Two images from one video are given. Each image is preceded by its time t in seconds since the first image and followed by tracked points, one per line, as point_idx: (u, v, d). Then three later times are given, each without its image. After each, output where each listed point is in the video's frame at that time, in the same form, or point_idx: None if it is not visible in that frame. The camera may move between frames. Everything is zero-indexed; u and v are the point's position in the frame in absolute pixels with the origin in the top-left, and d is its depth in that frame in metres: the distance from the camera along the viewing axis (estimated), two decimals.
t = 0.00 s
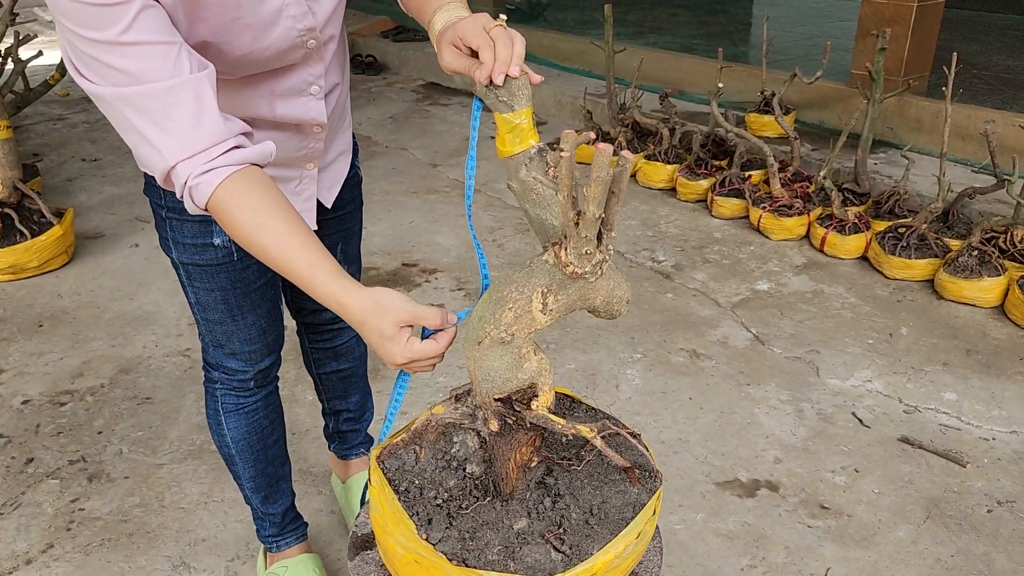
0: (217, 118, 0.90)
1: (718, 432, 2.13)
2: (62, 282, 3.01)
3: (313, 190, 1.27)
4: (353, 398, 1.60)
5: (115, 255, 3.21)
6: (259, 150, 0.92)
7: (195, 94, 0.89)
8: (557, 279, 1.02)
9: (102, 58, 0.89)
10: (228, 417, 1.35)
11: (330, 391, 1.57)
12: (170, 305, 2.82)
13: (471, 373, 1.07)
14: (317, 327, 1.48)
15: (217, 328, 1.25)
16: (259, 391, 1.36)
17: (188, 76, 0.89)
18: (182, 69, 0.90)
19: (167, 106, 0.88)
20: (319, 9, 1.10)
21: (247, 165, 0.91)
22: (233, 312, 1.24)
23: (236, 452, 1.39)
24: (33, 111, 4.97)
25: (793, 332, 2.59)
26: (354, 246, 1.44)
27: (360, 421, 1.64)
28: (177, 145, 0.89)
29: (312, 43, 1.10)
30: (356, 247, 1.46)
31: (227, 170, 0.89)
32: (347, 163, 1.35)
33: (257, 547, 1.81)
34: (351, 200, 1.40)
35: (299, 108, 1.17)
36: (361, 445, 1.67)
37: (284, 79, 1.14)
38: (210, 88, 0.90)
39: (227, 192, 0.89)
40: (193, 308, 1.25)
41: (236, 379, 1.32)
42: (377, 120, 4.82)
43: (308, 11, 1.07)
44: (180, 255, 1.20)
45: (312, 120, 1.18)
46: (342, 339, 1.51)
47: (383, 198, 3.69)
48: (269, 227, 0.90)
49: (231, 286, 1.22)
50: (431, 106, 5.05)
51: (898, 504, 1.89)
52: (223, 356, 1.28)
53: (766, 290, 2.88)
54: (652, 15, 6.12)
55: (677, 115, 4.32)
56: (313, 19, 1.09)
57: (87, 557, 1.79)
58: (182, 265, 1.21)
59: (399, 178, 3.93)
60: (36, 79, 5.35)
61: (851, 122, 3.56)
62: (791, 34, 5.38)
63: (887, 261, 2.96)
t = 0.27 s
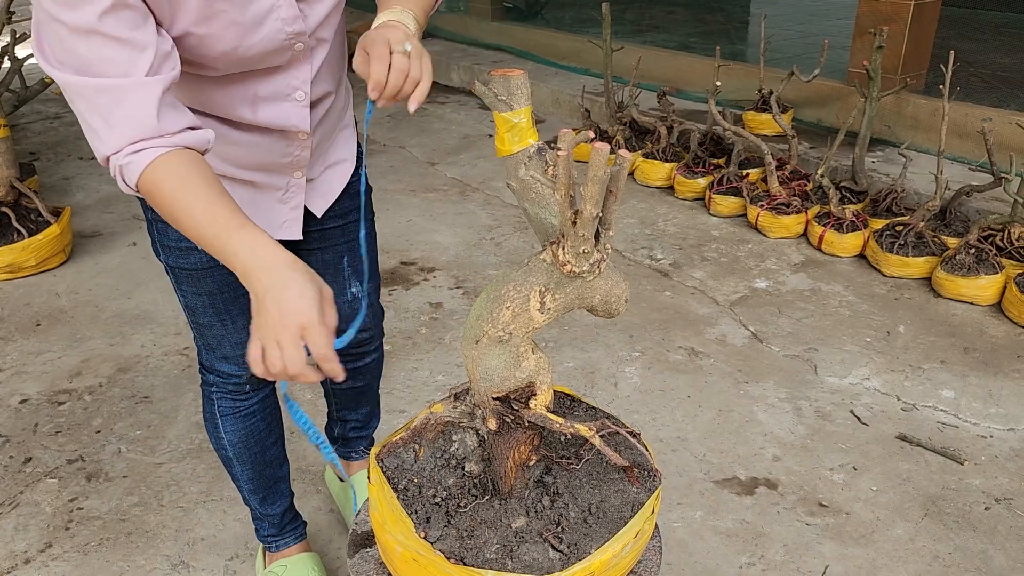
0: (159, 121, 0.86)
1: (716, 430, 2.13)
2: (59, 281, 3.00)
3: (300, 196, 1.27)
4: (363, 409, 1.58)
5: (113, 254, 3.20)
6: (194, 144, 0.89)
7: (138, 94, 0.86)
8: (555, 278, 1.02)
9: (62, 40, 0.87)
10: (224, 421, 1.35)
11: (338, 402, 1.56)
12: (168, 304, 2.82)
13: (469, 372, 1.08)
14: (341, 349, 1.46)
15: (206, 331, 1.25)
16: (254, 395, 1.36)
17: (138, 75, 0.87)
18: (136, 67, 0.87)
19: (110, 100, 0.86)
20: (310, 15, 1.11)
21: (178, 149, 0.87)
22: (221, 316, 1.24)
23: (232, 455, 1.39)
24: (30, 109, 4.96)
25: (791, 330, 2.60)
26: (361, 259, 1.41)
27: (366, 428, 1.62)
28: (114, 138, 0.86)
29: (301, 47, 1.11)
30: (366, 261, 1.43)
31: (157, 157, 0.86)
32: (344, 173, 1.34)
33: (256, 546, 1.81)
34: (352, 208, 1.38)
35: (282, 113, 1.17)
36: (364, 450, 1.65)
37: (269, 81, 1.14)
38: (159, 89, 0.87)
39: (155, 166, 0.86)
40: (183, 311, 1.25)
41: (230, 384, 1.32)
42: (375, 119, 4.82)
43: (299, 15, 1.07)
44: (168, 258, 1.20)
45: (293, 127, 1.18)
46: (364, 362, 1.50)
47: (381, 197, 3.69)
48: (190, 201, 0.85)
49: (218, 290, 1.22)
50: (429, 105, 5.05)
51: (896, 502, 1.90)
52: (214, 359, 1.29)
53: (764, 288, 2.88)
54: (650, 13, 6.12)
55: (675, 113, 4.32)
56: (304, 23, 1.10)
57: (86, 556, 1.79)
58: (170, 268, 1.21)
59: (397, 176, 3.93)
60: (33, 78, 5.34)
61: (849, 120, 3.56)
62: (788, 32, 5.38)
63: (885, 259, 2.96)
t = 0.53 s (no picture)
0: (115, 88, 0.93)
1: (716, 428, 2.13)
2: (58, 280, 3.00)
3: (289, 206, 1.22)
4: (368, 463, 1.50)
5: (111, 252, 3.20)
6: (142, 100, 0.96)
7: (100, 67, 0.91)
8: (556, 275, 1.02)
9: None
10: (223, 423, 1.35)
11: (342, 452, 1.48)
12: (167, 302, 2.81)
13: (471, 369, 1.08)
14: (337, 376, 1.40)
15: (198, 333, 1.25)
16: (253, 398, 1.36)
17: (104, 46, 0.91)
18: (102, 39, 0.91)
19: (69, 59, 0.91)
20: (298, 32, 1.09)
21: (131, 100, 0.94)
22: (211, 319, 1.23)
23: (231, 457, 1.39)
24: (28, 108, 4.95)
25: (790, 327, 2.60)
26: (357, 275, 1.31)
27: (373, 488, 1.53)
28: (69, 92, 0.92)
29: (282, 63, 1.09)
30: (364, 280, 1.33)
31: (114, 109, 0.93)
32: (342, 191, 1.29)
33: (257, 544, 1.81)
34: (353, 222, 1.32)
35: (263, 122, 1.14)
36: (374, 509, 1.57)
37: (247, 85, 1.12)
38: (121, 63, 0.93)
39: (113, 118, 0.93)
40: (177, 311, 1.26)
41: (226, 387, 1.31)
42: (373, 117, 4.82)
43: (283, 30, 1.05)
44: (159, 258, 1.20)
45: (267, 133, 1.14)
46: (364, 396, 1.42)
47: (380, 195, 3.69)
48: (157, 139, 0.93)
49: (206, 294, 1.21)
50: (427, 103, 5.04)
51: (896, 499, 1.90)
52: (210, 362, 1.28)
53: (764, 286, 2.89)
54: (648, 11, 6.12)
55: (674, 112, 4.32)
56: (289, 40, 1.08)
57: (86, 554, 1.79)
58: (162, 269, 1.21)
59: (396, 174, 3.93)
60: (31, 76, 5.33)
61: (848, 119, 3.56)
62: (786, 30, 5.38)
63: (883, 257, 2.97)
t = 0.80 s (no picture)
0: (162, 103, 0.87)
1: (716, 425, 2.14)
2: (57, 279, 3.00)
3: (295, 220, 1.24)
4: (363, 466, 1.50)
5: (111, 251, 3.19)
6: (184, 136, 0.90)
7: (150, 75, 0.86)
8: (560, 271, 1.02)
9: None
10: (246, 444, 1.34)
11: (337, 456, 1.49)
12: (167, 300, 2.81)
13: (475, 365, 1.07)
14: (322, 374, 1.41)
15: (229, 343, 1.23)
16: (281, 420, 1.35)
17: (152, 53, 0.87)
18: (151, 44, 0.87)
19: (113, 66, 0.85)
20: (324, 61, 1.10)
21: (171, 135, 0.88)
22: (242, 323, 1.21)
23: (252, 474, 1.38)
24: (27, 106, 4.94)
25: (791, 325, 2.60)
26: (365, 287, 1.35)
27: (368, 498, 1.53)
28: (110, 106, 0.86)
29: (303, 87, 1.10)
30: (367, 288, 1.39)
31: (155, 138, 0.87)
32: (352, 207, 1.29)
33: (258, 542, 1.82)
34: (362, 238, 1.36)
35: (278, 140, 1.15)
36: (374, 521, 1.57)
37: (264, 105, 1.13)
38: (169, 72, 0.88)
39: (147, 152, 0.86)
40: (204, 320, 1.23)
41: (258, 405, 1.30)
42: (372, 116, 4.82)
43: (310, 59, 1.07)
44: (182, 265, 1.18)
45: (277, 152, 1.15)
46: (351, 391, 1.43)
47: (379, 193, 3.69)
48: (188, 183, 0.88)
49: (235, 294, 1.19)
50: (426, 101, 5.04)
51: (896, 496, 1.91)
52: (242, 377, 1.26)
53: (764, 284, 2.89)
54: (647, 9, 6.12)
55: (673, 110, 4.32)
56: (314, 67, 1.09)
57: (87, 552, 1.79)
58: (185, 275, 1.19)
59: (395, 173, 3.93)
60: (29, 74, 5.32)
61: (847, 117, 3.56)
62: (786, 28, 5.39)
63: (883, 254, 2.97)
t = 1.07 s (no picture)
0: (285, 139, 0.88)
1: (717, 423, 2.14)
2: (58, 277, 2.99)
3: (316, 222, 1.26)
4: (366, 463, 1.50)
5: (111, 249, 3.19)
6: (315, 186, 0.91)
7: (268, 105, 0.87)
8: (564, 268, 1.01)
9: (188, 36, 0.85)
10: (273, 446, 1.33)
11: (341, 453, 1.49)
12: (168, 299, 2.81)
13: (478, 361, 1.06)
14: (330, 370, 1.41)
15: (265, 342, 1.22)
16: (310, 422, 1.33)
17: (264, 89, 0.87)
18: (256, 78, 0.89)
19: (237, 104, 0.85)
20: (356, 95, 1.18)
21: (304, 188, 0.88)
22: (276, 320, 1.21)
23: (272, 475, 1.37)
24: (26, 105, 4.94)
25: (791, 323, 2.61)
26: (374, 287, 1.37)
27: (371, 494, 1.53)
28: (248, 149, 0.85)
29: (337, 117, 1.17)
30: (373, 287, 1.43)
31: (292, 188, 0.86)
32: (369, 202, 1.32)
33: (260, 540, 1.82)
34: (373, 237, 1.37)
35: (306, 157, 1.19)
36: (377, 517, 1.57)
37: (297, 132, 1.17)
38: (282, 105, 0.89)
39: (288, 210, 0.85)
40: (236, 324, 1.23)
41: (292, 407, 1.28)
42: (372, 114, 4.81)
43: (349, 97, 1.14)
44: (210, 268, 1.19)
45: (309, 175, 1.19)
46: (356, 386, 1.44)
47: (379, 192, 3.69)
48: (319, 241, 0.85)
49: (268, 291, 1.19)
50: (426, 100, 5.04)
51: (897, 494, 1.91)
52: (276, 379, 1.25)
53: (764, 282, 2.89)
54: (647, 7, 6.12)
55: (673, 109, 4.32)
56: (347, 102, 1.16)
57: (89, 550, 1.79)
58: (215, 279, 1.19)
59: (395, 171, 3.92)
60: (28, 73, 5.32)
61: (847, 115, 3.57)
62: (785, 27, 5.39)
63: (883, 252, 2.97)
